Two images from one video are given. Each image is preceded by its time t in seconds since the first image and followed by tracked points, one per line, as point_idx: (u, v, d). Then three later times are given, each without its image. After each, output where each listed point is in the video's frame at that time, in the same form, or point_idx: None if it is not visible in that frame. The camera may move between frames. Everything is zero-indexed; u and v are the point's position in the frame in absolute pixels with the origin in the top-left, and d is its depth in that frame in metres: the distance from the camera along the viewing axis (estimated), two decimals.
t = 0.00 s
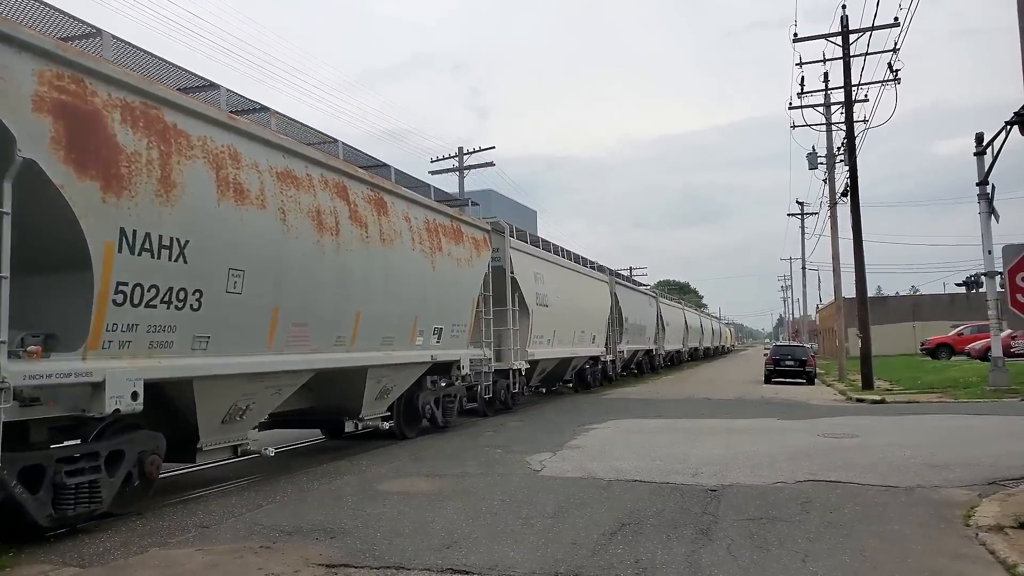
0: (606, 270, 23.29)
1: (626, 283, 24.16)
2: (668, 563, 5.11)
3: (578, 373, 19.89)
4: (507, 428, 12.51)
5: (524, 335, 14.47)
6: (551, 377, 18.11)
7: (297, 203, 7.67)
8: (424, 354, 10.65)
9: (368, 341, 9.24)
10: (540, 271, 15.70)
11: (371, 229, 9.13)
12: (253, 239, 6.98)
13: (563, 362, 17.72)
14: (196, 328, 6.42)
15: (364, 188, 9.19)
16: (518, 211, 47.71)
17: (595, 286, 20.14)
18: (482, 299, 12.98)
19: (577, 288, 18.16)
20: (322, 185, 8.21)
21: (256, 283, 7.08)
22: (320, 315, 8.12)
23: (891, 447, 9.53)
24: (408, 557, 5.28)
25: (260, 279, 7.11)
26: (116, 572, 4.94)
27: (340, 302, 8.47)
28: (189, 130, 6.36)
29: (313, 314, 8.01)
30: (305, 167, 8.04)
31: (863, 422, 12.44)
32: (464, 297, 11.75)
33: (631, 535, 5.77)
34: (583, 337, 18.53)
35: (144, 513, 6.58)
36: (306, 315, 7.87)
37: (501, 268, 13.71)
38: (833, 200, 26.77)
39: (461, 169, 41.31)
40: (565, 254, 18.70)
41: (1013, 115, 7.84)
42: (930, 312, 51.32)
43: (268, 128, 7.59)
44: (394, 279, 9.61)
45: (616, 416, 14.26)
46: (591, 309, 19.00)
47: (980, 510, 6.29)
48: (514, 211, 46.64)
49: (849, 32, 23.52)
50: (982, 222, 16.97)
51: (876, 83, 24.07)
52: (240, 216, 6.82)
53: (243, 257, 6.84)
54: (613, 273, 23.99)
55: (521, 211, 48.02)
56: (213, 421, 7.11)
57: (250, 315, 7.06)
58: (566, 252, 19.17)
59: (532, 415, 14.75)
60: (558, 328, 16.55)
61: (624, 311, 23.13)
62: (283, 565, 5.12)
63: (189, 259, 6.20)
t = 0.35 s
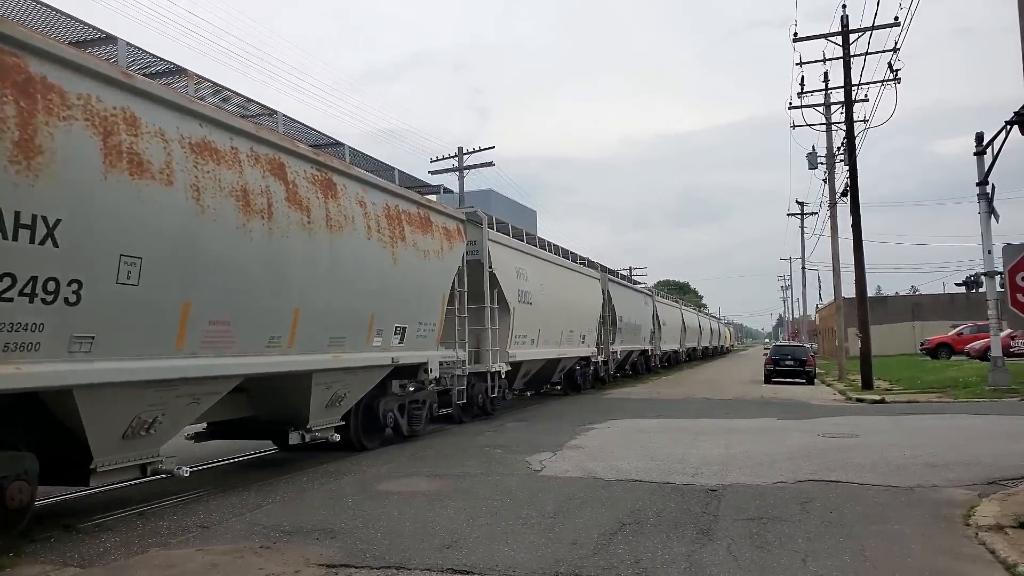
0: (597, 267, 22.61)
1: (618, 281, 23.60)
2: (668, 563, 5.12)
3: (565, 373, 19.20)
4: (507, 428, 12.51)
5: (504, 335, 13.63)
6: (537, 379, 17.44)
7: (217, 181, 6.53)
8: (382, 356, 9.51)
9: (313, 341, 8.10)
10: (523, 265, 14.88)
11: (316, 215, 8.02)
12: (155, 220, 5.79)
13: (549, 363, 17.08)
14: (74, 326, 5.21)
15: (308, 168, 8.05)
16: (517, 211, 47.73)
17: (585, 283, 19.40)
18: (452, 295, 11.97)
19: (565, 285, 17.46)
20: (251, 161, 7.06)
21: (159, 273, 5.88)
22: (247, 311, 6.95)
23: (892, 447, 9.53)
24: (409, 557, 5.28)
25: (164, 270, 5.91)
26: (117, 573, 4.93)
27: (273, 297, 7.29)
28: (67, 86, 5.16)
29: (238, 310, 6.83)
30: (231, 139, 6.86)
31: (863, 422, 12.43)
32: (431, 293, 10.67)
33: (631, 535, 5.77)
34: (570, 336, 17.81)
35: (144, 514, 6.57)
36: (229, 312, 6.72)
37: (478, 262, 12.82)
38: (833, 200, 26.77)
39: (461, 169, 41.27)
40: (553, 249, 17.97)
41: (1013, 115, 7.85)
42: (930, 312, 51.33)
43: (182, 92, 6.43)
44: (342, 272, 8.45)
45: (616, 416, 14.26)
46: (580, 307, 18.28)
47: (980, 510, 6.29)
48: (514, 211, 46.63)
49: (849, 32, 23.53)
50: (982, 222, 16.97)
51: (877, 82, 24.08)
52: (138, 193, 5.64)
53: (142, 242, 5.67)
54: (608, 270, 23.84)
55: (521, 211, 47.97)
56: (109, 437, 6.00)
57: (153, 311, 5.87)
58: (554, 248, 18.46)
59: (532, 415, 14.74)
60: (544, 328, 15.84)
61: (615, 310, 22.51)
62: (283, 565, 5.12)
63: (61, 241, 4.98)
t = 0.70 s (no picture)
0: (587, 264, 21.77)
1: (611, 279, 22.90)
2: (668, 564, 5.10)
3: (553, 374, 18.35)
4: (507, 428, 12.49)
5: (484, 335, 12.68)
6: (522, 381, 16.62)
7: (106, 148, 5.40)
8: (331, 358, 8.36)
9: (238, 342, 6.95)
10: (504, 259, 13.90)
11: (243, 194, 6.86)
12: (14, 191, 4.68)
13: (535, 364, 16.27)
14: None
15: (236, 139, 6.90)
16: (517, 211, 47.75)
17: (573, 279, 18.46)
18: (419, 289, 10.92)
19: (552, 281, 16.58)
20: (158, 127, 5.93)
21: (20, 257, 4.76)
22: (145, 306, 5.80)
23: (892, 449, 9.51)
24: (408, 557, 5.26)
25: (27, 252, 4.80)
26: (115, 572, 4.91)
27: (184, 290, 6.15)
28: None
29: (131, 305, 5.68)
30: (130, 99, 5.73)
31: (863, 423, 12.40)
32: (394, 286, 9.55)
33: (632, 536, 5.75)
34: (557, 336, 16.93)
35: (144, 513, 6.55)
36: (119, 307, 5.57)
37: (452, 253, 11.82)
38: (833, 201, 26.73)
39: (461, 169, 41.21)
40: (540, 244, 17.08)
41: (1014, 116, 7.84)
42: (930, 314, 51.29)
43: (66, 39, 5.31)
44: (277, 261, 7.29)
45: (616, 417, 14.24)
46: (568, 304, 17.41)
47: (981, 512, 6.27)
48: (514, 211, 46.64)
49: (850, 33, 23.51)
50: (983, 224, 16.95)
51: (878, 84, 24.05)
52: None
53: None
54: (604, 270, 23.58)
55: (521, 211, 47.93)
56: None
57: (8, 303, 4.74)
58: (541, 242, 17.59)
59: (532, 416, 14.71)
60: (529, 326, 14.94)
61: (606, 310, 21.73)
62: (283, 565, 5.10)
63: None
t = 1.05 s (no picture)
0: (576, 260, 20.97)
1: (602, 276, 22.15)
2: (668, 564, 5.11)
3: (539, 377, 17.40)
4: (507, 429, 12.50)
5: (456, 335, 11.77)
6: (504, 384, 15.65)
7: None
8: (263, 359, 7.45)
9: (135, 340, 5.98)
10: (480, 252, 12.94)
11: (138, 167, 5.89)
12: None
13: (518, 366, 15.39)
14: None
15: (133, 103, 5.95)
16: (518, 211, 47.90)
17: (559, 274, 17.59)
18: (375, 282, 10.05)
19: (535, 276, 15.69)
20: (20, 79, 4.98)
21: None
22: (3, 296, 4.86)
23: (892, 448, 9.51)
24: (408, 557, 5.27)
25: None
26: (115, 572, 4.91)
27: (56, 278, 5.20)
28: None
29: None
30: None
31: (863, 423, 12.41)
32: (337, 279, 8.61)
33: (631, 535, 5.76)
34: (541, 336, 16.04)
35: (144, 513, 6.55)
36: None
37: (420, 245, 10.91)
38: (833, 201, 26.73)
39: (461, 169, 41.18)
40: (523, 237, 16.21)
41: (1014, 116, 7.84)
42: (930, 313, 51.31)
43: None
44: (188, 249, 6.37)
45: (616, 417, 14.24)
46: (552, 301, 16.51)
47: (981, 511, 6.28)
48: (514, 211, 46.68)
49: (850, 33, 23.52)
50: (983, 223, 16.96)
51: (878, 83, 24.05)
52: None
53: None
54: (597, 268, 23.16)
55: (520, 210, 47.95)
56: None
57: None
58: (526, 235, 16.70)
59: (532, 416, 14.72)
60: (508, 325, 14.02)
61: (596, 308, 20.95)
62: (283, 565, 5.10)
63: None
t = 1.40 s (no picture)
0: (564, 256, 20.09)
1: (592, 273, 21.30)
2: (668, 564, 5.11)
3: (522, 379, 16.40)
4: (507, 429, 12.50)
5: (422, 333, 10.77)
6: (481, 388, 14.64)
7: None
8: (167, 363, 6.41)
9: None
10: (453, 243, 11.94)
11: None
12: None
13: (497, 368, 14.42)
14: None
15: None
16: (517, 211, 47.94)
17: (544, 271, 16.61)
18: (319, 274, 9.06)
19: (517, 272, 14.73)
20: None
21: None
22: None
23: (891, 448, 9.52)
24: (408, 558, 5.27)
25: None
26: (114, 573, 4.91)
27: None
28: None
29: None
30: None
31: (861, 423, 12.42)
32: (266, 269, 7.56)
33: (631, 535, 5.76)
34: (523, 335, 15.06)
35: (143, 514, 6.56)
36: None
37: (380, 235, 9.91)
38: (832, 201, 26.75)
39: (460, 169, 41.16)
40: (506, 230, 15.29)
41: (1013, 116, 7.85)
42: (929, 313, 51.36)
43: None
44: (58, 230, 5.36)
45: (616, 417, 14.25)
46: (535, 299, 15.54)
47: (980, 511, 6.29)
48: (513, 211, 46.73)
49: (849, 33, 23.53)
50: (982, 223, 16.98)
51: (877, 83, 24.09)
52: None
53: None
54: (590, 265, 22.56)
55: (519, 211, 47.99)
56: None
57: None
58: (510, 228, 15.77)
59: (531, 416, 14.74)
60: (484, 324, 13.02)
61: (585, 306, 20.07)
62: (283, 565, 5.11)
63: None
